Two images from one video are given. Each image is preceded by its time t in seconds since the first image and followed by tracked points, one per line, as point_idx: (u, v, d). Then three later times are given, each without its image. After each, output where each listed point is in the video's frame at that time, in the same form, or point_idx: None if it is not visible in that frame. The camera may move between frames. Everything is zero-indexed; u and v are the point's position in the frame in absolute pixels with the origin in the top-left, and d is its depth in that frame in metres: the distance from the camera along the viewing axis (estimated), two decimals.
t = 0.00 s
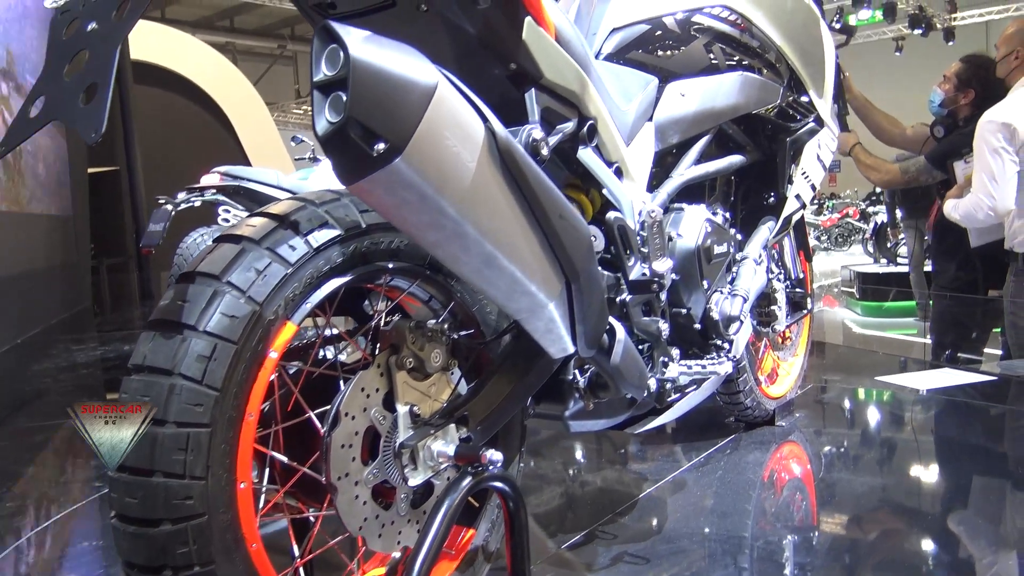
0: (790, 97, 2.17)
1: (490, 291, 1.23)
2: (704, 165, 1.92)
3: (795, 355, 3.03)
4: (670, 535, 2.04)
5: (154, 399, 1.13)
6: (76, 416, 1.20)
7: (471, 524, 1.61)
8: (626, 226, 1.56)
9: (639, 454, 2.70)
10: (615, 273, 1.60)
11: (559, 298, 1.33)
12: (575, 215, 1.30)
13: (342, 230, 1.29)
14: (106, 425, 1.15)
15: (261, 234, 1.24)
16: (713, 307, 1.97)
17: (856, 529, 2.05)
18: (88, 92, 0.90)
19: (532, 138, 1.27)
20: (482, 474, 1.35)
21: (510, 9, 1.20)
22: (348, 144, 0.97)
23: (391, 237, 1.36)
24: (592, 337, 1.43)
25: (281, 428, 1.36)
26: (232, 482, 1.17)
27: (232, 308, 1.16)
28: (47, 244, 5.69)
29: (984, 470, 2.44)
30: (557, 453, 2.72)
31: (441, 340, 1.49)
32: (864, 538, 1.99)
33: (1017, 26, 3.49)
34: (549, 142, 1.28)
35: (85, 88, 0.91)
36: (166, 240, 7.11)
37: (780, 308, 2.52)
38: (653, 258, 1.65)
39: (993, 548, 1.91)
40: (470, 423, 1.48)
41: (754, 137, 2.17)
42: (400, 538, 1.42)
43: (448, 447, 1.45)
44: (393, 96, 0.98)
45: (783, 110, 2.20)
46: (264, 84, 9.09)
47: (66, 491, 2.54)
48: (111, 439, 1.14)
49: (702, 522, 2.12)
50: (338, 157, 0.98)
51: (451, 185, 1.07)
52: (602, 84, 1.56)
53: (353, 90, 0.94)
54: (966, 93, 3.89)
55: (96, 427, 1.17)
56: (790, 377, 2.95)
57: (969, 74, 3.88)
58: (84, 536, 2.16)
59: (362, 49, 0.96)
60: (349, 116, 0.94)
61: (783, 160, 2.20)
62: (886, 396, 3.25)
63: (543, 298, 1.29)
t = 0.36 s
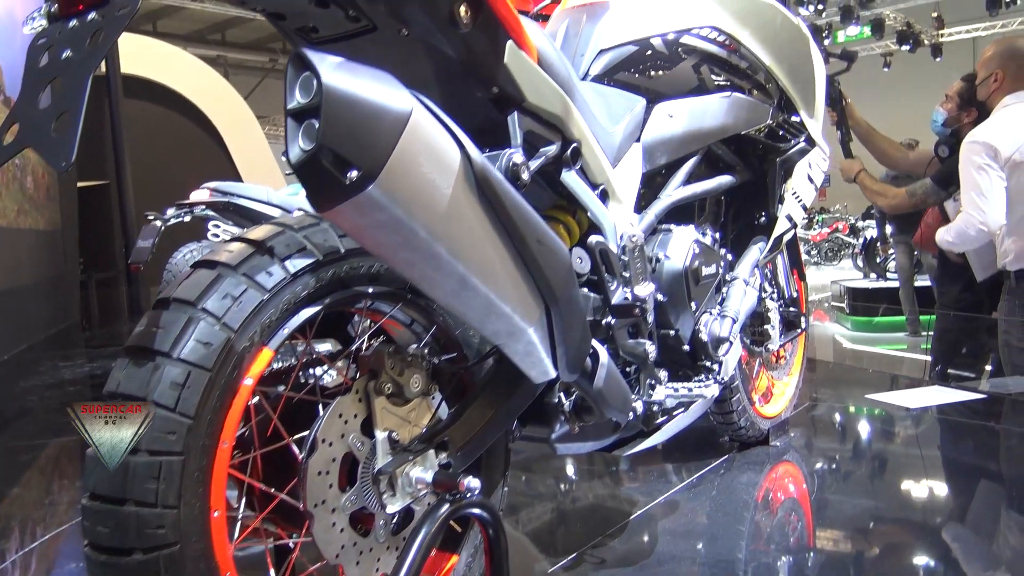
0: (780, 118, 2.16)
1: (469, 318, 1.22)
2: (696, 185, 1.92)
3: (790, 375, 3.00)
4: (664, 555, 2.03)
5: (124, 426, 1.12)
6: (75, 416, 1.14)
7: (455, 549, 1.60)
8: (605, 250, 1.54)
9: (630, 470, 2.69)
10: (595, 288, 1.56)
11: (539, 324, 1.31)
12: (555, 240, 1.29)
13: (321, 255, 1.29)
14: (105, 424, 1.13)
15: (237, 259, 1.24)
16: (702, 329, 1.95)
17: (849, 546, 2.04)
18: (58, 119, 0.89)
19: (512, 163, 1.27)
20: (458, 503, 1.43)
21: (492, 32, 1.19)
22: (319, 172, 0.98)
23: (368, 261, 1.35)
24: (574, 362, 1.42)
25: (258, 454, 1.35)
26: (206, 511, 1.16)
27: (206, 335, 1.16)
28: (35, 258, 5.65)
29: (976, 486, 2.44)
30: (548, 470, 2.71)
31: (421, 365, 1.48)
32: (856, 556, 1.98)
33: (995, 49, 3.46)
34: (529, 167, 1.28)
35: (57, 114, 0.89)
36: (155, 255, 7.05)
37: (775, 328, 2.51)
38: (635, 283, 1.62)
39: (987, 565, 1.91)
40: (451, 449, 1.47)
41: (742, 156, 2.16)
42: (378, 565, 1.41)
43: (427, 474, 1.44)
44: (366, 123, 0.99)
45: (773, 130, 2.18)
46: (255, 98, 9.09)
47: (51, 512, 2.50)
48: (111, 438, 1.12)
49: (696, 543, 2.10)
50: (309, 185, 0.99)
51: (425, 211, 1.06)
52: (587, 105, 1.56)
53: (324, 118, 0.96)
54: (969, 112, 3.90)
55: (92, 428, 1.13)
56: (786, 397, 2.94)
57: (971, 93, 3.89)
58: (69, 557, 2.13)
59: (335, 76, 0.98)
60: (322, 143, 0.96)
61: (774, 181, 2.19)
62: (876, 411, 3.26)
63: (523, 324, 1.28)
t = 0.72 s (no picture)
0: (772, 137, 2.15)
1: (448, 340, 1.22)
2: (688, 204, 1.92)
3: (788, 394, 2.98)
4: (657, 570, 2.02)
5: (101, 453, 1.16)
6: (76, 416, 1.18)
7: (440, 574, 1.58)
8: (591, 271, 1.54)
9: (624, 484, 2.68)
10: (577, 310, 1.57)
11: (521, 346, 1.31)
12: (536, 262, 1.29)
13: (301, 279, 1.32)
14: (105, 424, 1.16)
15: (215, 283, 1.27)
16: (693, 347, 1.94)
17: (842, 561, 2.04)
18: (35, 141, 0.89)
19: (495, 185, 1.27)
20: (439, 527, 1.41)
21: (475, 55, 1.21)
22: (295, 197, 0.98)
23: (349, 284, 1.39)
24: (558, 384, 1.41)
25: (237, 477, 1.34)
26: (181, 536, 1.18)
27: (182, 359, 1.19)
28: (26, 274, 5.61)
29: (968, 501, 2.44)
30: (542, 485, 2.70)
31: (403, 388, 1.47)
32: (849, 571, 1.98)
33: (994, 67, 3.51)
34: (512, 189, 1.28)
35: (33, 141, 0.88)
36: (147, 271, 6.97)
37: (770, 346, 2.53)
38: (619, 304, 1.60)
39: None
40: (433, 471, 1.45)
41: (734, 174, 2.15)
42: None
43: (407, 498, 1.40)
44: (342, 147, 0.99)
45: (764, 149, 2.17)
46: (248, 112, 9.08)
47: (42, 530, 2.48)
48: (110, 438, 1.15)
49: (692, 560, 2.09)
50: (284, 210, 0.99)
51: (402, 235, 1.07)
52: (573, 125, 1.56)
53: (299, 145, 0.96)
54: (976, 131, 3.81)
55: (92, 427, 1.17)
56: (783, 415, 2.91)
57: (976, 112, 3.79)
58: None
59: (309, 102, 0.98)
60: (295, 168, 0.96)
61: (766, 200, 2.18)
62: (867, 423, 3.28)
63: (503, 346, 1.27)
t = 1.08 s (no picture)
0: (765, 151, 2.12)
1: (427, 362, 1.20)
2: (680, 220, 1.90)
3: (785, 407, 2.94)
4: None
5: (74, 475, 1.19)
6: (74, 416, 1.19)
7: None
8: (573, 290, 1.50)
9: (615, 497, 2.67)
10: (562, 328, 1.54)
11: (502, 366, 1.30)
12: (516, 282, 1.28)
13: (281, 298, 1.33)
14: (105, 424, 1.18)
15: (193, 303, 1.28)
16: (684, 365, 1.90)
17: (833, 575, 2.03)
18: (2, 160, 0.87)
19: (477, 204, 1.26)
20: (419, 549, 1.40)
21: (459, 71, 1.23)
22: (268, 219, 0.97)
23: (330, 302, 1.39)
24: (542, 404, 1.40)
25: (215, 498, 1.33)
26: (154, 559, 1.19)
27: (157, 380, 1.20)
28: (15, 284, 5.56)
29: (958, 513, 2.45)
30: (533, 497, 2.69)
31: (384, 408, 1.45)
32: None
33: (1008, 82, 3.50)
34: (495, 207, 1.27)
35: None
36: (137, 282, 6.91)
37: (766, 361, 2.50)
38: (604, 324, 1.57)
39: None
40: (414, 492, 1.43)
41: (727, 189, 2.11)
42: None
43: (385, 519, 1.39)
44: (317, 168, 0.98)
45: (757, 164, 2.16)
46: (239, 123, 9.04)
47: (26, 546, 2.44)
48: (110, 438, 1.17)
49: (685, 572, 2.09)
50: (256, 232, 0.98)
51: (379, 256, 1.05)
52: (560, 141, 1.54)
53: (272, 165, 0.95)
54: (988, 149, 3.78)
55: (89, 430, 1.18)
56: (780, 430, 2.86)
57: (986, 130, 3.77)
58: None
59: (283, 121, 0.97)
60: (267, 191, 0.95)
61: (760, 215, 2.15)
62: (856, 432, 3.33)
63: (484, 367, 1.26)
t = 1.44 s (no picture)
0: (763, 174, 2.10)
1: (409, 387, 1.18)
2: (677, 244, 1.87)
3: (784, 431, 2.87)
4: None
5: (49, 498, 1.16)
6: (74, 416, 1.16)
7: None
8: (566, 316, 1.48)
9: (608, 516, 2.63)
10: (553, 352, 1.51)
11: (487, 393, 1.27)
12: (503, 308, 1.26)
13: (264, 321, 1.32)
14: (104, 425, 1.17)
15: (175, 325, 1.27)
16: (678, 390, 1.88)
17: None
18: None
19: (465, 228, 1.25)
20: None
21: (449, 90, 1.21)
22: (248, 244, 0.96)
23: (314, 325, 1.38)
24: (529, 431, 1.37)
25: (195, 523, 1.30)
26: None
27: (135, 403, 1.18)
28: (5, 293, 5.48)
29: (952, 534, 2.43)
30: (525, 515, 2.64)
31: (368, 433, 1.42)
32: None
33: None
34: (483, 232, 1.26)
35: None
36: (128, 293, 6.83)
37: (764, 385, 2.44)
38: (591, 351, 1.53)
39: None
40: (398, 517, 1.39)
41: (725, 212, 2.08)
42: None
43: (367, 545, 1.36)
44: (296, 194, 0.97)
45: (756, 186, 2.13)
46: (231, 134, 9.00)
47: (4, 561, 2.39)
48: (110, 438, 1.16)
49: None
50: (235, 257, 0.97)
51: (359, 280, 1.04)
52: (555, 163, 1.52)
53: (250, 190, 0.94)
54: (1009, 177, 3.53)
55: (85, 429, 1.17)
56: (779, 454, 2.80)
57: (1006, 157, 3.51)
58: None
59: (264, 146, 0.96)
60: (247, 217, 0.94)
61: (757, 239, 2.12)
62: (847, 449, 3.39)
63: (469, 393, 1.23)
